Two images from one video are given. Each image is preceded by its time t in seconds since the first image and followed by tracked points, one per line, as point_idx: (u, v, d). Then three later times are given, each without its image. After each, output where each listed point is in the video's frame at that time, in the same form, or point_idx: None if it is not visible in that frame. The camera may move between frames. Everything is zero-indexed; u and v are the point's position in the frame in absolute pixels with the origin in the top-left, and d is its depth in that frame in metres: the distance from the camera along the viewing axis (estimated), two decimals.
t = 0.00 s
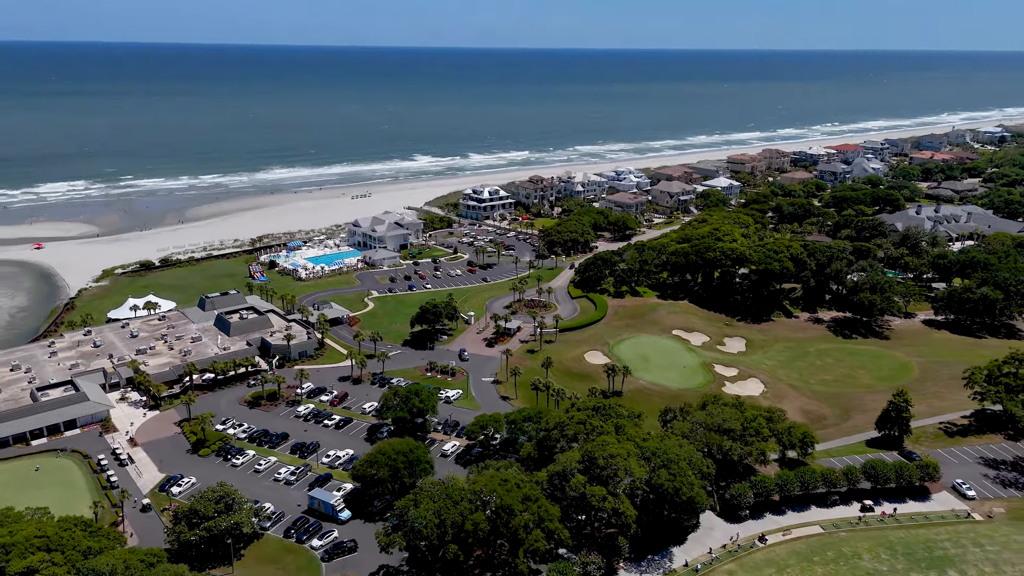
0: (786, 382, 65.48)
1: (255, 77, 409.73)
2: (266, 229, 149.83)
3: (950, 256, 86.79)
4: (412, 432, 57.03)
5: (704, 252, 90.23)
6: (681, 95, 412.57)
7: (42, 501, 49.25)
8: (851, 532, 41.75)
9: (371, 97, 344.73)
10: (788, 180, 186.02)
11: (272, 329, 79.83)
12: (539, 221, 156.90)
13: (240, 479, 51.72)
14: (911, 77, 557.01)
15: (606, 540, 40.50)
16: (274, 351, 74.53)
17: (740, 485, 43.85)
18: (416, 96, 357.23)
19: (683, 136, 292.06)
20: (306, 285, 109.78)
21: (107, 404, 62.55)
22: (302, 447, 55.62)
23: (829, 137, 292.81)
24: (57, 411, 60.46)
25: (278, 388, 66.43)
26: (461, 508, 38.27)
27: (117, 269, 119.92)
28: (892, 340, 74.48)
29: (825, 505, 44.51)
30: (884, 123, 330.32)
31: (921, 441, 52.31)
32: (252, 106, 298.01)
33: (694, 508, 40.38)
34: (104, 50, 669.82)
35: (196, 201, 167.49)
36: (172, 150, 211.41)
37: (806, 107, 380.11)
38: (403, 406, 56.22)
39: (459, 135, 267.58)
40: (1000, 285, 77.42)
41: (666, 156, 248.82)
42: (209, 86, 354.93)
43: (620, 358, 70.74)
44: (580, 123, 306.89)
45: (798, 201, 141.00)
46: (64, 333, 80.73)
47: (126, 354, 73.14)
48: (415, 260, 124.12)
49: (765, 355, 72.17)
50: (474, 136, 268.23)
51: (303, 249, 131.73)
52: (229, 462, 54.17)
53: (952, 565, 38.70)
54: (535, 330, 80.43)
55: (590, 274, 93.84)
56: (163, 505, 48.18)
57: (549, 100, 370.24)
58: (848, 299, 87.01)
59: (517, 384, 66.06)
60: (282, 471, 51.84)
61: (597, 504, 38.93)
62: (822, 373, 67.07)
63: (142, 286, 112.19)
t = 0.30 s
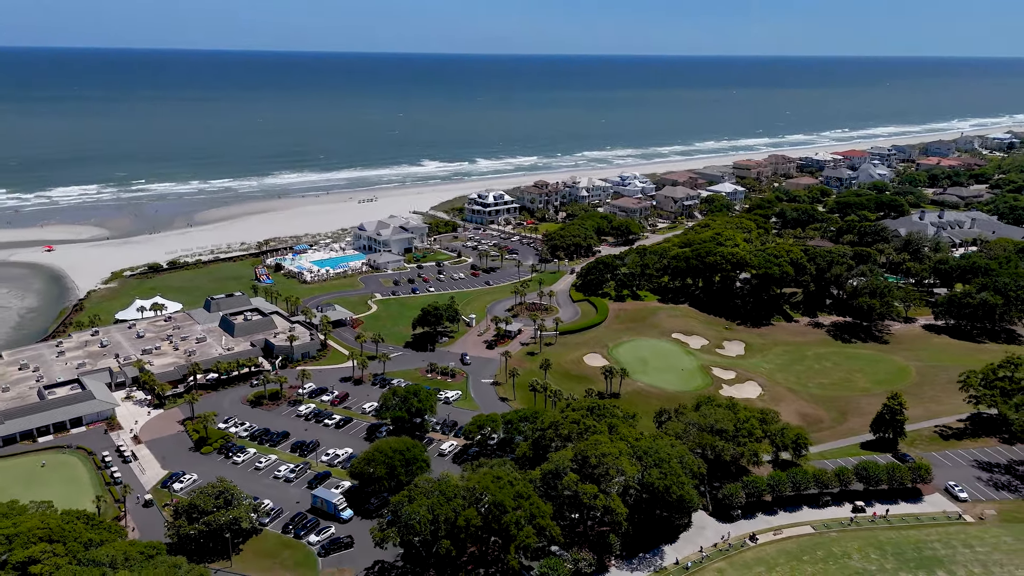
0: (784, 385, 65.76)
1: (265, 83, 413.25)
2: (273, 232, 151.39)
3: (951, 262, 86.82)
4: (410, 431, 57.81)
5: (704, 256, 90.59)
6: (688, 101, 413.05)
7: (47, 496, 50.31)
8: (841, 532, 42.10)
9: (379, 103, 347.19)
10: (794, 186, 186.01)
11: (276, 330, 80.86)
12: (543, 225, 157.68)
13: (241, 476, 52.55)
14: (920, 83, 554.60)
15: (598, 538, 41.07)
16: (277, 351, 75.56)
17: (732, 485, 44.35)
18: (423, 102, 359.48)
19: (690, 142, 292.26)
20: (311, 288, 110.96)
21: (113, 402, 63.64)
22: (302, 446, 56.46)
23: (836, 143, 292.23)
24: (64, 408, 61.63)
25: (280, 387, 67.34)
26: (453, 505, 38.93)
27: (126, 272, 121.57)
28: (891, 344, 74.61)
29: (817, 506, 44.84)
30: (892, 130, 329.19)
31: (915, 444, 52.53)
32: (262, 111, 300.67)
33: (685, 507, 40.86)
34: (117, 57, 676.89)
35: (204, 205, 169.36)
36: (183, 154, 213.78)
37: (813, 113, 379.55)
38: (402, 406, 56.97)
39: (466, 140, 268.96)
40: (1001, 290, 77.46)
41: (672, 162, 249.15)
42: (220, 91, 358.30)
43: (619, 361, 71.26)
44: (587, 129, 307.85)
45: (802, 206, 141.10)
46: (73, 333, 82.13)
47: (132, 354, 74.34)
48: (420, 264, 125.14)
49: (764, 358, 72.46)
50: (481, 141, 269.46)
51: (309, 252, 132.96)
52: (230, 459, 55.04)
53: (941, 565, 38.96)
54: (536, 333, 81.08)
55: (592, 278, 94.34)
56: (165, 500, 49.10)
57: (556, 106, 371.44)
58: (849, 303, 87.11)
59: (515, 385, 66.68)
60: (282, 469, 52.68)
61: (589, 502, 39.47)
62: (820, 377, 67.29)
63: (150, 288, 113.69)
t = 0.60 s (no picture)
0: (782, 388, 66.04)
1: (274, 89, 416.80)
2: (280, 236, 152.89)
3: (952, 267, 86.87)
4: (409, 431, 58.52)
5: (705, 261, 90.96)
6: (695, 107, 413.10)
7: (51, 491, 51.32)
8: (832, 532, 42.46)
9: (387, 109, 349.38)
10: (799, 192, 185.98)
11: (279, 332, 81.88)
12: (548, 230, 158.41)
13: (242, 473, 53.35)
14: (930, 89, 551.83)
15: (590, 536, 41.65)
16: (280, 352, 76.59)
17: (724, 485, 44.80)
18: (431, 108, 361.51)
19: (696, 147, 292.50)
20: (315, 290, 112.11)
21: (118, 401, 64.75)
22: (302, 445, 57.28)
23: (843, 150, 291.52)
24: (70, 406, 62.81)
25: (282, 387, 68.25)
26: (447, 501, 39.66)
27: (134, 274, 123.20)
28: (891, 349, 74.73)
29: (810, 506, 45.20)
30: (900, 136, 328.01)
31: (910, 447, 52.73)
32: (271, 116, 303.35)
33: (677, 506, 41.37)
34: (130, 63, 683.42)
35: (212, 208, 171.18)
36: (193, 159, 216.12)
37: (821, 119, 378.81)
38: (400, 405, 57.71)
39: (473, 146, 270.21)
40: (1001, 295, 77.47)
41: (679, 167, 249.44)
42: (231, 97, 361.83)
43: (618, 363, 71.77)
44: (593, 134, 308.56)
45: (806, 211, 141.18)
46: (80, 333, 83.45)
47: (138, 354, 75.54)
48: (423, 267, 126.10)
49: (762, 362, 72.77)
50: (487, 146, 270.71)
51: (315, 256, 134.26)
52: (232, 457, 55.90)
53: (930, 566, 39.26)
54: (536, 336, 81.74)
55: (595, 282, 94.27)
56: (167, 496, 49.99)
57: (563, 111, 372.56)
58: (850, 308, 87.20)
59: (514, 387, 67.31)
60: (282, 466, 53.51)
61: (581, 500, 40.07)
62: (817, 380, 67.57)
63: (157, 290, 115.15)
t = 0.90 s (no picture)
0: (779, 391, 66.33)
1: (284, 95, 419.94)
2: (286, 240, 154.30)
3: (953, 272, 86.89)
4: (407, 431, 59.24)
5: (705, 265, 91.47)
6: (702, 113, 413.09)
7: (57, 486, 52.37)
8: (823, 532, 42.82)
9: (395, 114, 351.50)
10: (804, 197, 185.81)
11: (283, 333, 82.89)
12: (552, 234, 159.12)
13: (242, 471, 54.19)
14: (939, 95, 548.73)
15: (581, 533, 42.17)
16: (283, 353, 77.51)
17: (716, 485, 45.31)
18: (438, 113, 363.27)
19: (703, 153, 292.53)
20: (320, 293, 113.20)
21: (123, 400, 65.80)
22: (302, 443, 58.13)
23: (850, 156, 290.67)
24: (76, 404, 63.86)
25: (285, 387, 69.23)
26: (441, 497, 40.35)
27: (143, 276, 124.75)
28: (890, 353, 74.87)
29: (802, 507, 45.60)
30: (908, 142, 326.79)
31: (904, 450, 52.99)
32: (279, 121, 305.78)
33: (669, 504, 41.90)
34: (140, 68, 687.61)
35: (220, 212, 172.88)
36: (202, 163, 218.50)
37: (829, 125, 377.94)
38: (399, 405, 58.45)
39: (479, 151, 271.34)
40: (1001, 300, 77.50)
41: (685, 173, 249.43)
42: (240, 102, 364.96)
43: (617, 366, 72.26)
44: (600, 140, 309.14)
45: (810, 217, 141.14)
46: (88, 334, 84.73)
47: (144, 354, 76.73)
48: (427, 271, 127.02)
49: (761, 366, 73.04)
50: (494, 151, 271.86)
51: (321, 259, 135.48)
52: (233, 455, 56.73)
53: (920, 566, 39.53)
54: (537, 338, 82.38)
55: (596, 285, 95.27)
56: (169, 492, 50.91)
57: (570, 117, 373.45)
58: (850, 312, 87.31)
59: (513, 388, 67.98)
60: (283, 464, 54.28)
61: (574, 498, 40.64)
62: (816, 384, 67.82)
63: (164, 292, 116.54)
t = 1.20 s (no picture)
0: (776, 394, 66.72)
1: (293, 100, 423.44)
2: (293, 243, 155.77)
3: (954, 277, 87.01)
4: (407, 431, 60.04)
5: (706, 269, 91.98)
6: (710, 119, 413.08)
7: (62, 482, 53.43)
8: (814, 533, 43.21)
9: (403, 119, 353.67)
10: (809, 203, 185.66)
11: (286, 335, 83.92)
12: (556, 239, 159.78)
13: (243, 468, 55.05)
14: (948, 101, 546.37)
15: (574, 531, 42.80)
16: (287, 355, 78.58)
17: (709, 485, 45.80)
18: (446, 119, 365.22)
19: (709, 159, 292.70)
20: (324, 296, 114.32)
21: (128, 398, 66.92)
22: (303, 443, 59.02)
23: (857, 162, 289.95)
24: (83, 403, 65.05)
25: (287, 388, 70.18)
26: (435, 494, 41.03)
27: (151, 279, 126.41)
28: (889, 357, 75.08)
29: (794, 508, 45.98)
30: (916, 148, 325.48)
31: (899, 453, 53.24)
32: (288, 126, 308.18)
33: (661, 504, 42.41)
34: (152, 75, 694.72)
35: (228, 216, 174.71)
36: (212, 167, 220.85)
37: (836, 131, 377.01)
38: (399, 406, 59.26)
39: (486, 157, 272.62)
40: (1001, 305, 77.58)
41: (691, 178, 249.73)
42: (250, 108, 368.06)
43: (615, 368, 72.77)
44: (606, 146, 309.68)
45: (814, 222, 141.17)
46: (96, 334, 86.15)
47: (150, 354, 77.98)
48: (431, 274, 128.01)
49: (759, 369, 73.43)
50: (501, 157, 273.08)
51: (326, 262, 136.74)
52: (235, 453, 57.68)
53: (909, 566, 39.86)
54: (537, 341, 83.05)
55: (597, 289, 95.94)
56: (171, 489, 51.86)
57: (577, 123, 374.40)
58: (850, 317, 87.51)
59: (512, 390, 68.66)
60: (283, 463, 55.17)
61: (566, 496, 41.25)
62: (813, 387, 68.16)
63: (171, 294, 118.10)
